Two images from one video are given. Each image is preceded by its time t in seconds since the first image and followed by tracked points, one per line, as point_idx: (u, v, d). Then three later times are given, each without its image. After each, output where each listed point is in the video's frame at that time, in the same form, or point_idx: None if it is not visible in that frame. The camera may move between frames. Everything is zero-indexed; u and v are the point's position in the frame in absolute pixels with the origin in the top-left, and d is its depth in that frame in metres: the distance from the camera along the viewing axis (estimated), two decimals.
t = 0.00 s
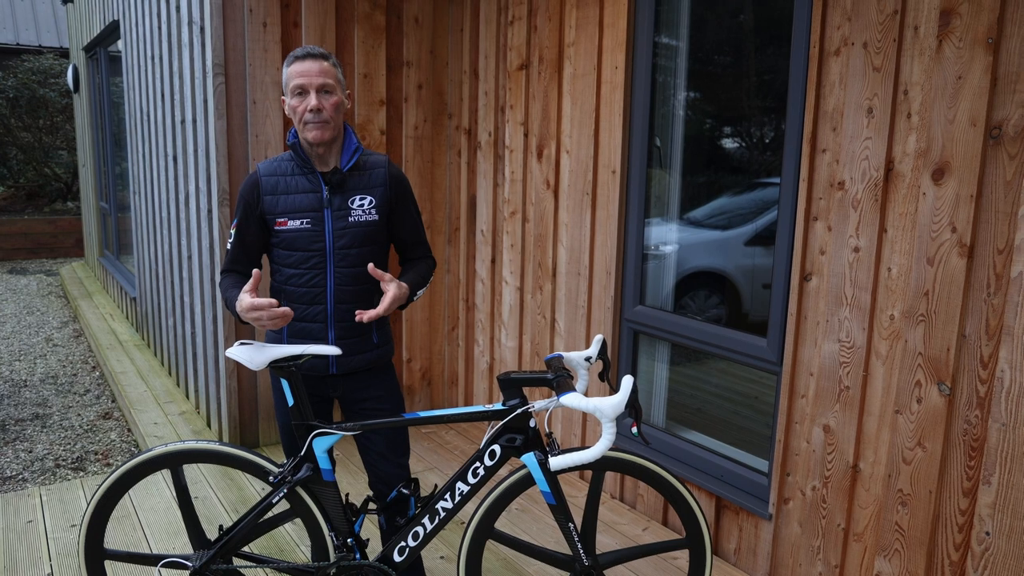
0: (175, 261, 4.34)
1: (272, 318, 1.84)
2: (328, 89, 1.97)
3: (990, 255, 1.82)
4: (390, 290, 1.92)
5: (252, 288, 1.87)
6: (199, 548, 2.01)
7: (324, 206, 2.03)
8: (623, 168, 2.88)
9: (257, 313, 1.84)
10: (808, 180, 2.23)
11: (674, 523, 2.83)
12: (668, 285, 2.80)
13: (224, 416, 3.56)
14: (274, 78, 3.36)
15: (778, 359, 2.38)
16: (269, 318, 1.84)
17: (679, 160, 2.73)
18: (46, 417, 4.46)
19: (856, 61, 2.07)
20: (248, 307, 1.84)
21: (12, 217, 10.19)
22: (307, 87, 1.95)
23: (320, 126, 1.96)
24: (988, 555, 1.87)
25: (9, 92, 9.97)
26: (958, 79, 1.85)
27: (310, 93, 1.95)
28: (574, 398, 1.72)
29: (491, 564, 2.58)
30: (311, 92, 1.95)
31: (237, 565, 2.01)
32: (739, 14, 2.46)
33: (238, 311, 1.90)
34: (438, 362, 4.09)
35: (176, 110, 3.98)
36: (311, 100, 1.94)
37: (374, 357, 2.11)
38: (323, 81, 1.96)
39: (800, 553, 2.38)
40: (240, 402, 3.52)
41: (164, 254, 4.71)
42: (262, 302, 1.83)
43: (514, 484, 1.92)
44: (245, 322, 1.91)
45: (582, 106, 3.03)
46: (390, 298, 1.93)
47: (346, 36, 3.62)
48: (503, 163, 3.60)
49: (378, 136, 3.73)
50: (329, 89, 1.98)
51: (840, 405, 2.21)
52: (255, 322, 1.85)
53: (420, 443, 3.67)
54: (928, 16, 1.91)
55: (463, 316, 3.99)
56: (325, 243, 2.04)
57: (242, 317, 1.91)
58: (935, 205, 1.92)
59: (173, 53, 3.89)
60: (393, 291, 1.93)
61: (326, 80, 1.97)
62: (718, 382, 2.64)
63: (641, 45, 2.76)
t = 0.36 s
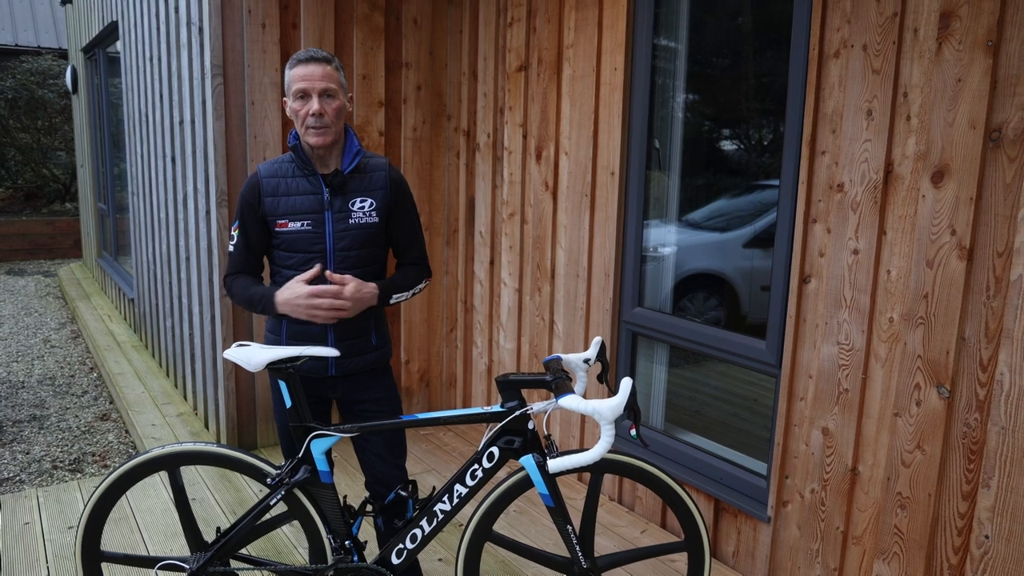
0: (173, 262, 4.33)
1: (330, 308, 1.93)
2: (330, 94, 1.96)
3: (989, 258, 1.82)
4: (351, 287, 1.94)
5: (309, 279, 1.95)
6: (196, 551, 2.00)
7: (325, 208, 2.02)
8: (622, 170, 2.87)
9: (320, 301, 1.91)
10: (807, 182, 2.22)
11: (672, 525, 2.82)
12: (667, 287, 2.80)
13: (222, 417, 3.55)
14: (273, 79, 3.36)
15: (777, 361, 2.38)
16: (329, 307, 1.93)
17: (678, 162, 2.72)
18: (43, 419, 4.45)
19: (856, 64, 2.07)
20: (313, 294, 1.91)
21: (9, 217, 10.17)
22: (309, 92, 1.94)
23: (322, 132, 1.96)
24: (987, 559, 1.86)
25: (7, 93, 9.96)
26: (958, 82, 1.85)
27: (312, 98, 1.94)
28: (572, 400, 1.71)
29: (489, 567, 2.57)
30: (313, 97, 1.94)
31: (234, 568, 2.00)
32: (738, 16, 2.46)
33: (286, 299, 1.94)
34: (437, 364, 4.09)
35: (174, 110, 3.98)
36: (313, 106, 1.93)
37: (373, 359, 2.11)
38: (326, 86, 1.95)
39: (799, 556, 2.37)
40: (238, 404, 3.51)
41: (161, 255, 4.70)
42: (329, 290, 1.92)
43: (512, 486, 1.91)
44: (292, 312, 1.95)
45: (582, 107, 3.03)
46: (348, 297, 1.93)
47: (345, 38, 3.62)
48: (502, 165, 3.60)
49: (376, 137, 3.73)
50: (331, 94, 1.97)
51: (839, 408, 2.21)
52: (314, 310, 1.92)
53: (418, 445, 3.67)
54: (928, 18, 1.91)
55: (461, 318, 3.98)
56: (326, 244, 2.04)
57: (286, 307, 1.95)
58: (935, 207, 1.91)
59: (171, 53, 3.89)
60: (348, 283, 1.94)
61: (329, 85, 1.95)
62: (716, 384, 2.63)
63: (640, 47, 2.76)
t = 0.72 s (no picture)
0: (172, 262, 4.33)
1: (350, 309, 1.92)
2: (324, 97, 1.95)
3: (989, 260, 1.82)
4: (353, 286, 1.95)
5: (332, 279, 1.94)
6: (195, 551, 1.99)
7: (329, 208, 2.02)
8: (622, 170, 2.87)
9: (342, 300, 1.90)
10: (807, 183, 2.22)
11: (671, 527, 2.81)
12: (666, 288, 2.80)
13: (221, 418, 3.54)
14: (273, 79, 3.36)
15: (777, 362, 2.37)
16: (350, 307, 1.92)
17: (678, 163, 2.72)
18: (42, 419, 4.44)
19: (856, 64, 2.07)
20: (338, 293, 1.90)
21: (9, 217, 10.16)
22: (303, 95, 1.93)
23: (316, 136, 1.96)
24: (986, 561, 1.86)
25: (7, 92, 9.96)
26: (958, 83, 1.85)
27: (305, 102, 1.94)
28: (572, 401, 1.71)
29: (488, 568, 2.57)
30: (306, 100, 1.94)
31: (233, 569, 1.99)
32: (738, 17, 2.45)
33: (307, 297, 1.92)
34: (436, 364, 4.08)
35: (174, 111, 3.97)
36: (305, 110, 1.93)
37: (373, 360, 2.10)
38: (319, 89, 1.93)
39: (798, 558, 2.37)
40: (237, 404, 3.50)
41: (160, 255, 4.70)
42: (353, 290, 1.91)
43: (511, 487, 1.91)
44: (312, 310, 1.93)
45: (581, 108, 3.03)
46: (344, 289, 1.90)
47: (344, 38, 3.62)
48: (501, 166, 3.59)
49: (376, 137, 3.73)
50: (325, 97, 1.95)
51: (838, 409, 2.20)
52: (336, 310, 1.90)
53: (417, 445, 3.66)
54: (928, 19, 1.90)
55: (461, 318, 3.97)
56: (330, 244, 2.04)
57: (307, 304, 1.93)
58: (935, 208, 1.91)
59: (171, 53, 3.89)
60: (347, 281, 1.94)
61: (322, 88, 1.93)
62: (716, 385, 2.63)
63: (640, 47, 2.75)
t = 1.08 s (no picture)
0: (172, 262, 4.33)
1: (347, 310, 1.92)
2: (321, 105, 1.93)
3: (989, 262, 1.82)
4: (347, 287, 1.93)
5: (327, 280, 1.94)
6: (193, 553, 1.99)
7: (324, 210, 2.01)
8: (622, 171, 2.87)
9: (337, 302, 1.91)
10: (806, 184, 2.22)
11: (670, 529, 2.81)
12: (666, 289, 2.79)
13: (219, 419, 3.54)
14: (272, 80, 3.36)
15: (776, 364, 2.37)
16: (346, 308, 1.93)
17: (677, 164, 2.72)
18: (41, 420, 4.44)
19: (855, 66, 2.07)
20: (332, 295, 1.91)
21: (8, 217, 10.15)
22: (299, 104, 1.92)
23: (313, 144, 1.95)
24: (986, 563, 1.86)
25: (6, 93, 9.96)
26: (957, 85, 1.85)
27: (302, 110, 1.92)
28: (571, 403, 1.71)
29: (487, 570, 2.56)
30: (303, 109, 1.92)
31: (231, 570, 1.99)
32: (738, 18, 2.45)
33: (303, 301, 1.93)
34: (435, 365, 4.08)
35: (173, 111, 3.97)
36: (302, 119, 1.92)
37: (372, 361, 2.10)
38: (316, 97, 1.91)
39: (798, 559, 2.36)
40: (236, 405, 3.50)
41: (160, 255, 4.69)
42: (348, 293, 1.91)
43: (510, 489, 1.91)
44: (308, 313, 1.93)
45: (581, 109, 3.02)
46: (342, 294, 1.91)
47: (344, 39, 3.62)
48: (501, 166, 3.59)
49: (376, 138, 3.73)
50: (322, 105, 1.93)
51: (838, 411, 2.20)
52: (331, 312, 1.91)
53: (416, 446, 3.66)
54: (928, 21, 1.90)
55: (460, 319, 3.97)
56: (326, 246, 2.03)
57: (303, 308, 1.94)
58: (934, 210, 1.91)
59: (170, 54, 3.89)
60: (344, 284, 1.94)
61: (319, 96, 1.92)
62: (716, 386, 2.63)
63: (640, 48, 2.75)
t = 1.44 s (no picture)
0: (170, 262, 4.32)
1: (326, 313, 1.90)
2: (325, 118, 1.91)
3: (987, 263, 1.82)
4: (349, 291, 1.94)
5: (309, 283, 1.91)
6: (190, 554, 1.99)
7: (323, 213, 2.01)
8: (620, 172, 2.87)
9: (315, 305, 1.89)
10: (805, 185, 2.22)
11: (669, 529, 2.81)
12: (664, 290, 2.79)
13: (218, 419, 3.54)
14: (271, 80, 3.36)
15: (774, 365, 2.37)
16: (326, 312, 1.90)
17: (676, 165, 2.72)
18: (39, 420, 4.43)
19: (853, 67, 2.07)
20: (309, 298, 1.89)
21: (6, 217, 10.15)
22: (304, 116, 1.89)
23: (315, 156, 1.94)
24: (984, 564, 1.86)
25: (5, 93, 9.96)
26: (956, 86, 1.85)
27: (306, 124, 1.90)
28: (569, 404, 1.71)
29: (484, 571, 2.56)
30: (307, 122, 1.90)
31: (229, 571, 1.99)
32: (738, 19, 2.45)
33: (285, 303, 1.93)
34: (434, 366, 4.08)
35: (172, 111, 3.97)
36: (306, 132, 1.90)
37: (370, 363, 2.10)
38: (321, 111, 1.89)
39: (796, 560, 2.36)
40: (234, 405, 3.50)
41: (158, 255, 4.69)
42: (327, 296, 1.89)
43: (508, 490, 1.91)
44: (291, 314, 1.93)
45: (580, 110, 3.03)
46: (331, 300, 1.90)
47: (343, 40, 3.62)
48: (500, 167, 3.59)
49: (374, 138, 3.73)
50: (326, 117, 1.91)
51: (836, 412, 2.20)
52: (310, 315, 1.90)
53: (414, 447, 3.66)
54: (926, 23, 1.90)
55: (458, 320, 3.97)
56: (324, 250, 2.03)
57: (286, 310, 1.94)
58: (932, 211, 1.91)
59: (169, 55, 3.89)
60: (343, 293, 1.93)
61: (324, 109, 1.90)
62: (714, 387, 2.63)
63: (638, 49, 2.76)
